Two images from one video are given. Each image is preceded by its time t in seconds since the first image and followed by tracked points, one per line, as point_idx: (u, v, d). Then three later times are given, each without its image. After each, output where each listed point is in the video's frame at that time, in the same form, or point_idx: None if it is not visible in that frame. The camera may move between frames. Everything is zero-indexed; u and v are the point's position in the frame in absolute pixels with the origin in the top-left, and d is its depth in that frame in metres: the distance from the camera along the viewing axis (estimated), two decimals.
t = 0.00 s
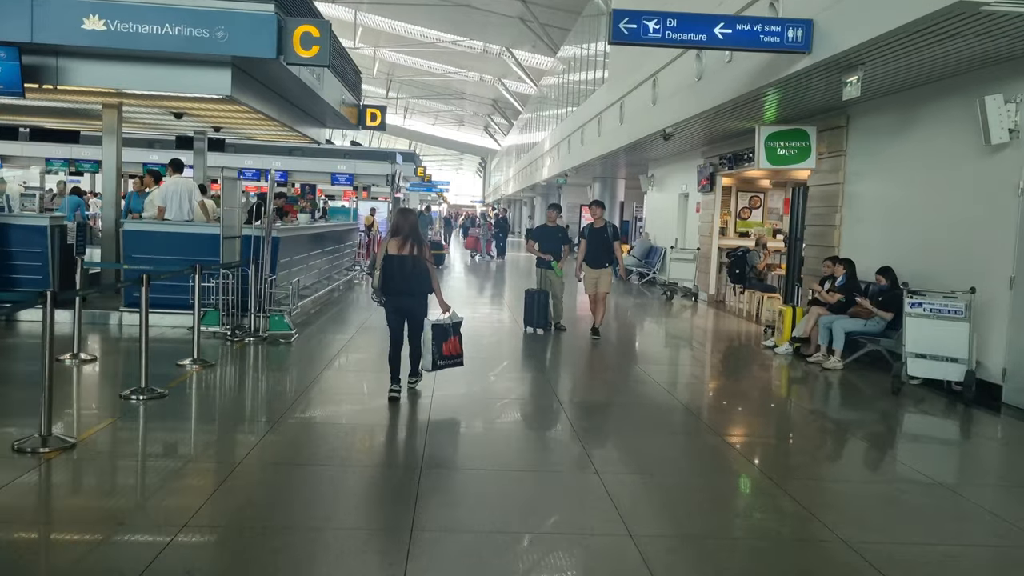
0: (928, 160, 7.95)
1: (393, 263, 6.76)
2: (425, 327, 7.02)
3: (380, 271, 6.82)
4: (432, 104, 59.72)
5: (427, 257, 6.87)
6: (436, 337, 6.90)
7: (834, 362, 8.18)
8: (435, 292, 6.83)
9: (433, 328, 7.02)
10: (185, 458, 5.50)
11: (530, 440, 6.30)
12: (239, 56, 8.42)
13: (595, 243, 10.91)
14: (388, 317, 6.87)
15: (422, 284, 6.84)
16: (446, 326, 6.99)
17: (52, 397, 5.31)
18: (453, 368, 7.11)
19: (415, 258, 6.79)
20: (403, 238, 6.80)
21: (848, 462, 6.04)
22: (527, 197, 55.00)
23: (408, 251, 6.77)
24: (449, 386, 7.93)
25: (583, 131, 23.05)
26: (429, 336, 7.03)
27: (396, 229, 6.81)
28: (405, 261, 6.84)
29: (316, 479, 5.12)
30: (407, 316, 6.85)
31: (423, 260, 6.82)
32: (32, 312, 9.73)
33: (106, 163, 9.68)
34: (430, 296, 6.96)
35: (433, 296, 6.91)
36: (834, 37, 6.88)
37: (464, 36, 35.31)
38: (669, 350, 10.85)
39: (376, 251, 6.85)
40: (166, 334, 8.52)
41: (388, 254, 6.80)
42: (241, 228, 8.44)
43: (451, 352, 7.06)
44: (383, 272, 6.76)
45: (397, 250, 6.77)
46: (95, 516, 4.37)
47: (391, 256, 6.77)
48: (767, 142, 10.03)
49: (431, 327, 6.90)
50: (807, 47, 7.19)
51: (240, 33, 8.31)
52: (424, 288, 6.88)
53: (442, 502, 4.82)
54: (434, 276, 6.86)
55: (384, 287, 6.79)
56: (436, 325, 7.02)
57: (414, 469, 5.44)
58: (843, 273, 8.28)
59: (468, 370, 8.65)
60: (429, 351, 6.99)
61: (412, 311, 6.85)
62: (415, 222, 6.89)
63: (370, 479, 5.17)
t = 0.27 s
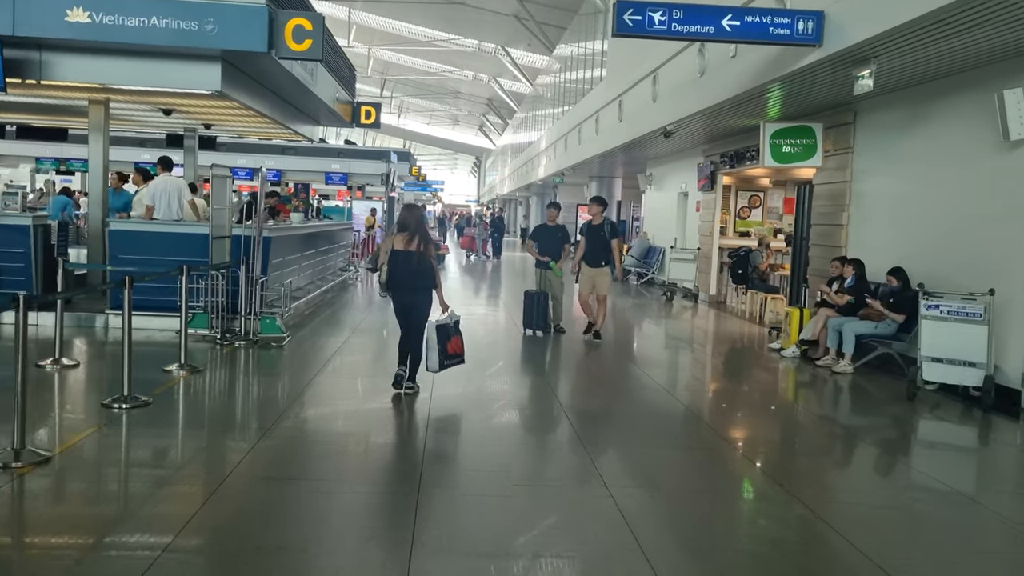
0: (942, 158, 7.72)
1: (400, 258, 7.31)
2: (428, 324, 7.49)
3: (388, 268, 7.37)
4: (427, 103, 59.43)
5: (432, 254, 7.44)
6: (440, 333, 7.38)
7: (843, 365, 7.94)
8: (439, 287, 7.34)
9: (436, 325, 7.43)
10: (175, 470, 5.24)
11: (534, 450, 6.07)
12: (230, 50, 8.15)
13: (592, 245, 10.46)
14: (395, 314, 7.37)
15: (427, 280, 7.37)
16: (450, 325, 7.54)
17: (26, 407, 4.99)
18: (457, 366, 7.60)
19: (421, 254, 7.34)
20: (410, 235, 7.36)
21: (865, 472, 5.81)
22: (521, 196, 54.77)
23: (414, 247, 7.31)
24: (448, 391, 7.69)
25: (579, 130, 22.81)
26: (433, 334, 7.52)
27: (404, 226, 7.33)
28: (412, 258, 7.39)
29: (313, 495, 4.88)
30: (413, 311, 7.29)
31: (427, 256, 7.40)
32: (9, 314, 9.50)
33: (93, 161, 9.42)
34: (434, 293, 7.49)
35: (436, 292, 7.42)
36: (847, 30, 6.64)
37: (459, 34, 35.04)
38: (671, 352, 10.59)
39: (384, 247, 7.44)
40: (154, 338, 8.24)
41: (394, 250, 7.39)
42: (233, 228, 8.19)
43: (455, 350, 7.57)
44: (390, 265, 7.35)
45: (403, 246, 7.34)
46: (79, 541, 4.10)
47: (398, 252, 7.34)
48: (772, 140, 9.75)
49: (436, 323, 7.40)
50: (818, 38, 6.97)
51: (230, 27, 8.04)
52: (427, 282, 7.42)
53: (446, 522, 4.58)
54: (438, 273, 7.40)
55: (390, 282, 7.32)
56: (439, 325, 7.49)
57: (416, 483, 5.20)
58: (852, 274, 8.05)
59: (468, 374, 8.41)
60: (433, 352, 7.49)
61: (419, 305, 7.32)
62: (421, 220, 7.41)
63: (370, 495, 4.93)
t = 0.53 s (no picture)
0: (953, 155, 7.47)
1: (400, 262, 7.11)
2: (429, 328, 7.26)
3: (386, 271, 7.16)
4: (421, 103, 59.13)
5: (432, 256, 7.24)
6: (442, 335, 7.20)
7: (852, 369, 7.69)
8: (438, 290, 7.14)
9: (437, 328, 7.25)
10: (155, 480, 4.96)
11: (533, 458, 5.80)
12: (217, 43, 7.86)
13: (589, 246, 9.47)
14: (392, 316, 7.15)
15: (427, 283, 7.16)
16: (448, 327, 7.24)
17: None
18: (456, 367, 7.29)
19: (421, 257, 7.14)
20: (409, 236, 7.18)
21: (880, 481, 5.56)
22: (517, 196, 54.49)
23: (414, 250, 7.12)
24: (443, 395, 7.41)
25: (575, 129, 22.55)
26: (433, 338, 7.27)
27: (402, 228, 7.16)
28: (411, 261, 7.19)
29: (301, 507, 4.60)
30: (411, 313, 7.12)
31: (427, 257, 7.18)
32: None
33: (77, 158, 9.04)
34: (431, 296, 7.24)
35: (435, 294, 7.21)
36: (859, 21, 6.41)
37: (454, 33, 34.77)
38: (672, 354, 10.31)
39: (383, 250, 7.24)
40: (136, 342, 7.95)
41: (394, 252, 7.20)
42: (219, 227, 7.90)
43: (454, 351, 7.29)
44: (390, 268, 7.14)
45: (403, 247, 7.15)
46: (59, 554, 3.84)
47: (397, 254, 7.15)
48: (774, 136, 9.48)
49: (435, 325, 7.17)
50: (827, 31, 6.77)
51: (217, 18, 7.76)
52: (427, 284, 7.19)
53: (443, 535, 4.32)
54: (437, 276, 7.19)
55: (390, 285, 7.10)
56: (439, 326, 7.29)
57: (409, 493, 4.93)
58: (860, 274, 7.80)
59: (464, 377, 8.15)
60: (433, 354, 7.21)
61: (416, 308, 7.12)
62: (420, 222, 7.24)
63: (360, 507, 4.66)
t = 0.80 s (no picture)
0: (964, 154, 7.22)
1: (396, 259, 7.11)
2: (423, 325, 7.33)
3: (381, 268, 7.15)
4: (416, 103, 58.84)
5: (427, 256, 7.27)
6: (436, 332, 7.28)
7: (861, 377, 7.44)
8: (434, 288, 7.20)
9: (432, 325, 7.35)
10: (133, 497, 4.68)
11: (532, 469, 5.53)
12: (202, 38, 7.56)
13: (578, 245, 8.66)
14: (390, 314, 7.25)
15: (421, 281, 7.18)
16: (444, 324, 7.39)
17: None
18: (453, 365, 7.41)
19: (417, 255, 7.16)
20: (404, 235, 7.21)
21: (896, 495, 5.31)
22: (512, 197, 54.24)
23: (410, 248, 7.13)
24: (438, 403, 7.14)
25: (571, 129, 22.30)
26: (428, 335, 7.39)
27: (397, 227, 7.20)
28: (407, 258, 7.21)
29: (286, 526, 4.32)
30: (407, 310, 7.17)
31: (423, 257, 7.22)
32: None
33: (59, 157, 8.67)
34: (427, 294, 7.29)
35: (432, 292, 7.25)
36: (871, 14, 6.17)
37: (449, 33, 34.50)
38: (672, 359, 10.05)
39: (378, 248, 7.25)
40: (117, 349, 7.66)
41: (389, 250, 7.18)
42: (206, 229, 7.62)
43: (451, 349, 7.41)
44: (384, 268, 7.13)
45: (397, 246, 7.15)
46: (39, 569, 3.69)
47: (393, 252, 7.13)
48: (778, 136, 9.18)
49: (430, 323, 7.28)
50: (837, 25, 6.53)
51: (202, 12, 7.46)
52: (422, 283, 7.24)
53: (437, 554, 4.06)
54: (432, 274, 7.21)
55: (385, 283, 7.11)
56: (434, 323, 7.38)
57: (402, 509, 4.65)
58: (868, 278, 7.55)
59: (459, 383, 7.88)
60: (429, 351, 7.35)
61: (412, 305, 7.16)
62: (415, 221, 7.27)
63: (350, 525, 4.39)
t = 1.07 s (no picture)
0: (979, 152, 6.98)
1: (398, 264, 7.16)
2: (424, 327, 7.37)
3: (385, 272, 7.21)
4: (412, 103, 58.58)
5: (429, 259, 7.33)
6: (437, 334, 7.33)
7: (873, 384, 7.19)
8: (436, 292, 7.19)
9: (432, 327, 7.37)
10: (114, 513, 4.41)
11: (534, 481, 5.27)
12: (190, 33, 7.30)
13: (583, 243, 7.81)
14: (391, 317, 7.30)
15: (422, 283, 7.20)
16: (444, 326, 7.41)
17: None
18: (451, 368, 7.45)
19: (418, 259, 7.18)
20: (406, 239, 7.27)
21: (917, 507, 5.05)
22: (509, 197, 53.97)
23: (412, 253, 7.17)
24: (436, 409, 6.88)
25: (569, 129, 22.06)
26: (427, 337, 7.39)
27: (399, 231, 7.26)
28: (409, 263, 7.24)
29: (277, 547, 4.06)
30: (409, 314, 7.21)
31: (425, 261, 7.28)
32: None
33: (43, 156, 8.40)
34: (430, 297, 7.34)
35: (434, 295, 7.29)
36: (885, 7, 5.95)
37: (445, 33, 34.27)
38: (675, 363, 9.81)
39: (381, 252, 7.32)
40: (102, 355, 7.38)
41: (391, 254, 7.25)
42: (194, 229, 7.36)
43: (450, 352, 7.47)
44: (388, 271, 7.21)
45: (400, 250, 7.22)
46: None
47: (396, 256, 7.21)
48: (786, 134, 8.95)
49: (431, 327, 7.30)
50: (850, 18, 6.31)
51: (190, 6, 7.20)
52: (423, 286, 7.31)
53: (436, 561, 4.00)
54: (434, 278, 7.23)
55: (388, 286, 7.18)
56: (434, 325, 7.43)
57: (396, 527, 4.38)
58: (880, 281, 7.33)
59: (457, 389, 7.61)
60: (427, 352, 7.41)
61: (415, 309, 7.23)
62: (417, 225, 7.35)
63: (344, 547, 4.12)
